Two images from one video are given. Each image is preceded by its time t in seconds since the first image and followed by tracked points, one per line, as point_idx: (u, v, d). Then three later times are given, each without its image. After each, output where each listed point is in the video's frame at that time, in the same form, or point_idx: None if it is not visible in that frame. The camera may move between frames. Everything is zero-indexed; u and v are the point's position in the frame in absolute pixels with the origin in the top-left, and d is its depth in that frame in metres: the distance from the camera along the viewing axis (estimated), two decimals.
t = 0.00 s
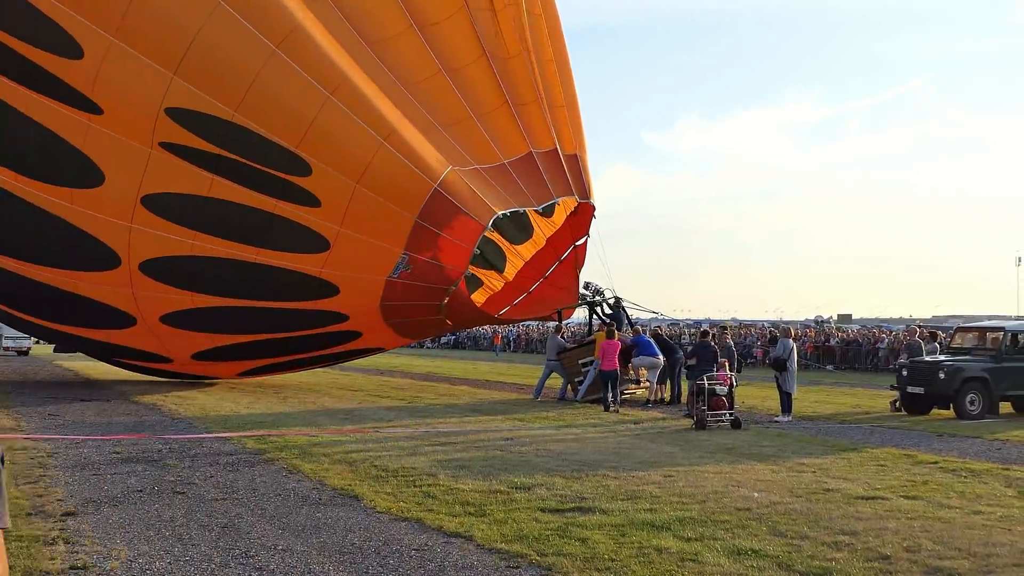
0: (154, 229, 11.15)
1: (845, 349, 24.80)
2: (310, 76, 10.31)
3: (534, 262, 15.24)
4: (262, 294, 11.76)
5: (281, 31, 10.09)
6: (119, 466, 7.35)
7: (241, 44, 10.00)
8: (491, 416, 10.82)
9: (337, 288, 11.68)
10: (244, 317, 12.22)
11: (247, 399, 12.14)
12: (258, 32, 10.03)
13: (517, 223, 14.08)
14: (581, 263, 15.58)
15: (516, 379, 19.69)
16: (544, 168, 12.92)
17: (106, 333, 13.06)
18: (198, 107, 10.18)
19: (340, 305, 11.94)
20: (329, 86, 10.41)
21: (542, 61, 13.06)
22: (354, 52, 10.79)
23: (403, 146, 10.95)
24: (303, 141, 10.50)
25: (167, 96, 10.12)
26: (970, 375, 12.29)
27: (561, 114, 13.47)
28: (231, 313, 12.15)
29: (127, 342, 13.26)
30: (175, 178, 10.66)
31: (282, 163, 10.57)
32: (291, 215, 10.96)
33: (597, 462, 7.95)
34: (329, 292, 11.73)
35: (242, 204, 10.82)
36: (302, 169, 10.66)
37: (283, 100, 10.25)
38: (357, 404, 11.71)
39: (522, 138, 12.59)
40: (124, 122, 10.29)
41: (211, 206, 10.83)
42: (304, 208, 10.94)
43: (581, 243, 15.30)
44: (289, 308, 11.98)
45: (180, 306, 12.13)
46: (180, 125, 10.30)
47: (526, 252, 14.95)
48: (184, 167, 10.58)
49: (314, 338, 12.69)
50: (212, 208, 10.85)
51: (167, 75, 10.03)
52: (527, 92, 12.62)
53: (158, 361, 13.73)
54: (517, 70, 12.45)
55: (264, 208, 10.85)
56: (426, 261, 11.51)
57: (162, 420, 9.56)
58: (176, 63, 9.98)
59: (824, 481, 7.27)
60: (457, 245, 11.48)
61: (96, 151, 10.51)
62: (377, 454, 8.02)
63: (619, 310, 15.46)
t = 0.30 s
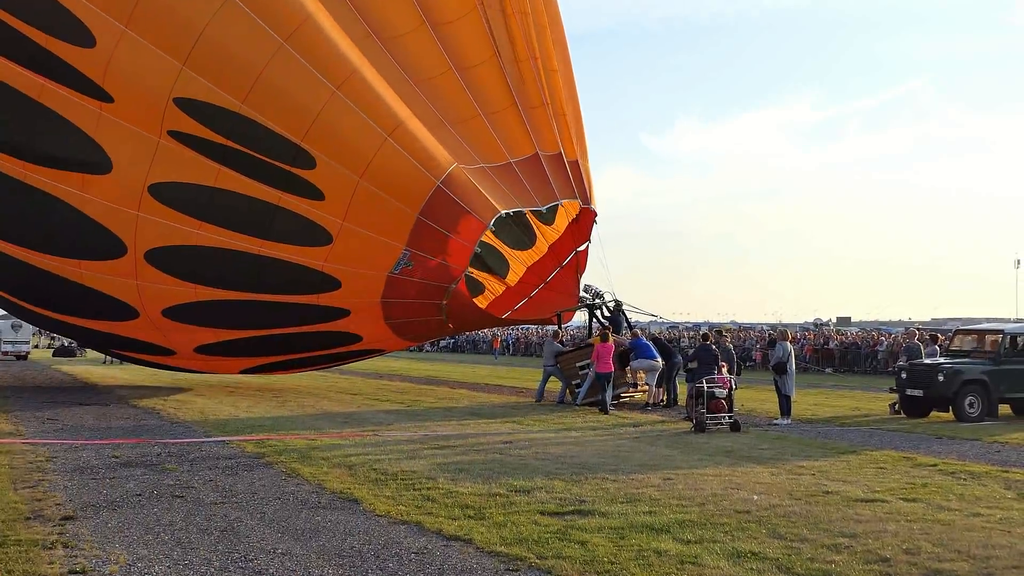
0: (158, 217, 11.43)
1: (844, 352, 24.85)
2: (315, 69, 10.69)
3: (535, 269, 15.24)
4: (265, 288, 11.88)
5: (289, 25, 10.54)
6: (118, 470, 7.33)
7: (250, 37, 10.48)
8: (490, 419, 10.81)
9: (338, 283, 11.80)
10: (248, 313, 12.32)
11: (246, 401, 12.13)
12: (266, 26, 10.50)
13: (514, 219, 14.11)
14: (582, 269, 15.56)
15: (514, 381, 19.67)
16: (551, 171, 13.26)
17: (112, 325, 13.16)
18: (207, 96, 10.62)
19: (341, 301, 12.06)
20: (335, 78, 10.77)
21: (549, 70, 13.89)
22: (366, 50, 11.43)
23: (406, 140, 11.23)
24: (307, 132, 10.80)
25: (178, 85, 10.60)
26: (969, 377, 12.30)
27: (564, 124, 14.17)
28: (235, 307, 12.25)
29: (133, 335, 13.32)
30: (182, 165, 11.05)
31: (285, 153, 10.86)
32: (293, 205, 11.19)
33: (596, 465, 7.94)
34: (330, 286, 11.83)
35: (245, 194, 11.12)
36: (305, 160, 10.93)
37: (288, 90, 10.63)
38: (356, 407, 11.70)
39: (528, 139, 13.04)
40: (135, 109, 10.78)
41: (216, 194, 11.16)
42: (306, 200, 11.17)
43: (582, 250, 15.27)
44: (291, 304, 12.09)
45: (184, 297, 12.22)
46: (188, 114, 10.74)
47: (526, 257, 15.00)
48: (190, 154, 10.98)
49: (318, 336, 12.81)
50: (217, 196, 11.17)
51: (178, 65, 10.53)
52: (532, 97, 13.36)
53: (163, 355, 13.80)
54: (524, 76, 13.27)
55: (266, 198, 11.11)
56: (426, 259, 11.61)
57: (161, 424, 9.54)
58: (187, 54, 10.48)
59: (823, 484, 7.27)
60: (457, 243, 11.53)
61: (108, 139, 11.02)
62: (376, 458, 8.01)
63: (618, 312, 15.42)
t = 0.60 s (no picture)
0: (164, 207, 11.60)
1: (842, 355, 24.90)
2: (322, 65, 10.73)
3: (539, 272, 15.18)
4: (267, 282, 11.98)
5: (298, 20, 10.61)
6: (116, 473, 7.32)
7: (259, 31, 10.61)
8: (488, 422, 10.80)
9: (339, 279, 11.86)
10: (249, 308, 12.37)
11: (244, 405, 12.12)
12: (275, 21, 10.60)
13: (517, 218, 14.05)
14: (584, 276, 15.40)
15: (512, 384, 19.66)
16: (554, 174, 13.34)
17: (114, 316, 13.14)
18: (214, 88, 10.81)
19: (342, 297, 12.12)
20: (342, 74, 10.80)
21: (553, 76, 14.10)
22: (377, 46, 11.51)
23: (410, 137, 11.21)
24: (311, 127, 10.87)
25: (186, 77, 10.79)
26: (967, 381, 12.31)
27: (568, 131, 14.31)
28: (236, 301, 12.30)
29: (133, 328, 13.35)
30: (188, 156, 11.25)
31: (288, 147, 10.98)
32: (298, 200, 11.32)
33: (594, 468, 7.94)
34: (331, 282, 11.91)
35: (249, 186, 11.27)
36: (309, 154, 11.04)
37: (295, 86, 10.73)
38: (354, 410, 11.69)
39: (534, 141, 13.11)
40: (143, 100, 10.98)
41: (221, 186, 11.33)
42: (309, 194, 11.28)
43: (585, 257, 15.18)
44: (293, 299, 12.17)
45: (184, 291, 12.28)
46: (196, 105, 10.93)
47: (528, 262, 15.02)
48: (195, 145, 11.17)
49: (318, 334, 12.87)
50: (221, 187, 11.33)
51: (186, 56, 10.72)
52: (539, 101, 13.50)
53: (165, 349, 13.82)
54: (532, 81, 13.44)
55: (270, 191, 11.27)
56: (426, 257, 11.61)
57: (159, 427, 9.53)
58: (197, 47, 10.67)
59: (822, 487, 7.26)
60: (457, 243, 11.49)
61: (116, 129, 11.22)
62: (375, 460, 8.00)
63: (616, 315, 15.44)
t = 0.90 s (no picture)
0: (165, 197, 11.63)
1: (843, 355, 24.87)
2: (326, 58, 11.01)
3: (541, 273, 14.97)
4: (266, 276, 11.96)
5: (305, 14, 10.91)
6: (110, 475, 7.25)
7: (267, 24, 10.89)
8: (485, 423, 10.74)
9: (338, 274, 11.90)
10: (247, 301, 12.32)
11: (239, 406, 12.05)
12: (283, 14, 10.90)
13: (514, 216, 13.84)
14: (583, 277, 15.44)
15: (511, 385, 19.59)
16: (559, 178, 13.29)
17: (109, 307, 12.94)
18: (219, 77, 11.02)
19: (339, 293, 12.11)
20: (346, 67, 11.06)
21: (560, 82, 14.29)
22: (386, 41, 11.70)
23: (412, 132, 11.39)
24: (314, 119, 11.09)
25: (192, 67, 11.01)
26: (968, 382, 12.25)
27: (574, 135, 14.43)
28: (235, 293, 12.25)
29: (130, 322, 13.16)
30: (190, 146, 11.35)
31: (292, 138, 11.14)
32: (300, 194, 11.42)
33: (593, 469, 7.88)
34: (331, 277, 11.93)
35: (252, 178, 11.36)
36: (312, 146, 11.20)
37: (299, 77, 10.98)
38: (351, 411, 11.63)
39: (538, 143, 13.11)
40: (150, 89, 11.18)
41: (223, 176, 11.41)
42: (312, 187, 11.39)
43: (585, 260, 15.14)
44: (291, 294, 12.13)
45: (185, 282, 12.19)
46: (200, 95, 11.11)
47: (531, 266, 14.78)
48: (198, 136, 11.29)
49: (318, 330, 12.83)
50: (223, 178, 11.42)
51: (193, 46, 10.97)
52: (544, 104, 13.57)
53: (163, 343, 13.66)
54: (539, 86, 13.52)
55: (272, 182, 11.35)
56: (425, 253, 11.59)
57: (153, 429, 9.46)
58: (204, 37, 10.93)
59: (822, 489, 7.20)
60: (455, 237, 11.51)
61: (120, 116, 11.35)
62: (372, 462, 7.95)
63: (615, 315, 15.40)
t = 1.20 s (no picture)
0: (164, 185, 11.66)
1: (848, 356, 24.72)
2: (330, 46, 10.94)
3: (542, 273, 14.70)
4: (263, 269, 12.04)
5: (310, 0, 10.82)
6: (99, 478, 7.10)
7: (271, 10, 10.79)
8: (482, 426, 10.59)
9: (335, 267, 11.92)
10: (243, 293, 12.39)
11: (232, 408, 11.90)
12: None
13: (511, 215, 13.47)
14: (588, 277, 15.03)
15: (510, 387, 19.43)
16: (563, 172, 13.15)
17: (114, 296, 13.24)
18: (221, 64, 10.89)
19: (334, 287, 12.15)
20: (349, 56, 10.99)
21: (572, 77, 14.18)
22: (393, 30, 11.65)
23: (415, 123, 11.33)
24: (315, 108, 11.03)
25: (193, 52, 10.87)
26: (975, 382, 12.12)
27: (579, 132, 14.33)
28: (230, 285, 12.32)
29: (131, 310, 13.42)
30: (189, 133, 11.30)
31: (293, 129, 11.08)
32: (299, 183, 11.40)
33: (593, 472, 7.73)
34: (327, 269, 11.95)
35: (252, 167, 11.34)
36: (313, 136, 11.13)
37: (301, 65, 10.89)
38: (345, 414, 11.49)
39: (543, 139, 12.99)
40: (150, 74, 11.12)
41: (224, 166, 11.38)
42: (312, 177, 11.36)
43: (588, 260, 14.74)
44: (286, 288, 12.22)
45: (183, 272, 12.31)
46: (200, 83, 11.01)
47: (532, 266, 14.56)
48: (197, 123, 11.25)
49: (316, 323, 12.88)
50: (222, 166, 11.40)
51: (195, 31, 10.83)
52: (554, 99, 13.39)
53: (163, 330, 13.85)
54: (550, 80, 13.35)
55: (272, 172, 11.33)
56: (425, 247, 11.62)
57: (144, 432, 9.31)
58: (207, 22, 10.79)
59: (827, 492, 7.05)
60: (453, 230, 11.50)
61: (122, 104, 11.29)
62: (367, 465, 7.80)
63: (614, 314, 15.26)
